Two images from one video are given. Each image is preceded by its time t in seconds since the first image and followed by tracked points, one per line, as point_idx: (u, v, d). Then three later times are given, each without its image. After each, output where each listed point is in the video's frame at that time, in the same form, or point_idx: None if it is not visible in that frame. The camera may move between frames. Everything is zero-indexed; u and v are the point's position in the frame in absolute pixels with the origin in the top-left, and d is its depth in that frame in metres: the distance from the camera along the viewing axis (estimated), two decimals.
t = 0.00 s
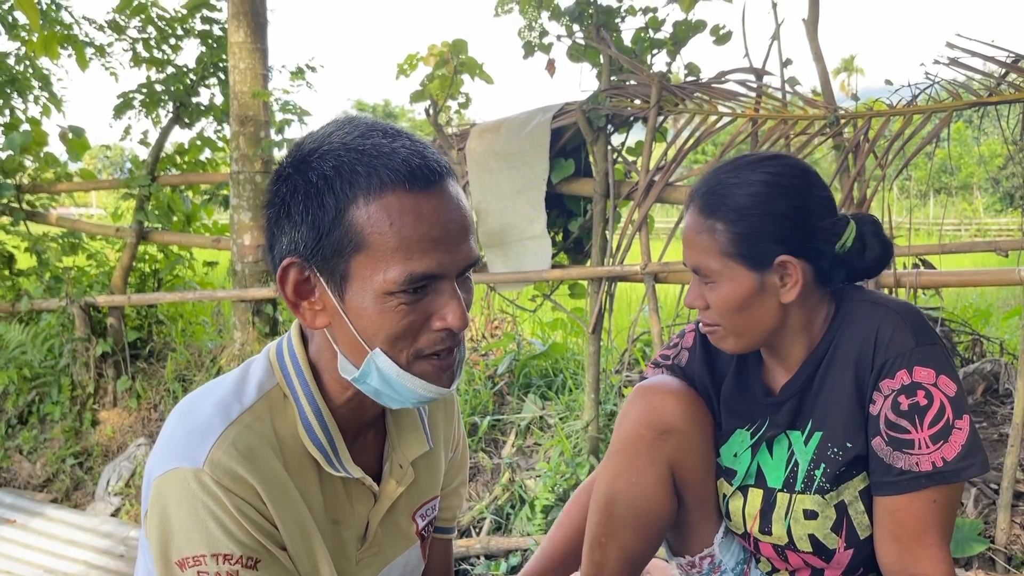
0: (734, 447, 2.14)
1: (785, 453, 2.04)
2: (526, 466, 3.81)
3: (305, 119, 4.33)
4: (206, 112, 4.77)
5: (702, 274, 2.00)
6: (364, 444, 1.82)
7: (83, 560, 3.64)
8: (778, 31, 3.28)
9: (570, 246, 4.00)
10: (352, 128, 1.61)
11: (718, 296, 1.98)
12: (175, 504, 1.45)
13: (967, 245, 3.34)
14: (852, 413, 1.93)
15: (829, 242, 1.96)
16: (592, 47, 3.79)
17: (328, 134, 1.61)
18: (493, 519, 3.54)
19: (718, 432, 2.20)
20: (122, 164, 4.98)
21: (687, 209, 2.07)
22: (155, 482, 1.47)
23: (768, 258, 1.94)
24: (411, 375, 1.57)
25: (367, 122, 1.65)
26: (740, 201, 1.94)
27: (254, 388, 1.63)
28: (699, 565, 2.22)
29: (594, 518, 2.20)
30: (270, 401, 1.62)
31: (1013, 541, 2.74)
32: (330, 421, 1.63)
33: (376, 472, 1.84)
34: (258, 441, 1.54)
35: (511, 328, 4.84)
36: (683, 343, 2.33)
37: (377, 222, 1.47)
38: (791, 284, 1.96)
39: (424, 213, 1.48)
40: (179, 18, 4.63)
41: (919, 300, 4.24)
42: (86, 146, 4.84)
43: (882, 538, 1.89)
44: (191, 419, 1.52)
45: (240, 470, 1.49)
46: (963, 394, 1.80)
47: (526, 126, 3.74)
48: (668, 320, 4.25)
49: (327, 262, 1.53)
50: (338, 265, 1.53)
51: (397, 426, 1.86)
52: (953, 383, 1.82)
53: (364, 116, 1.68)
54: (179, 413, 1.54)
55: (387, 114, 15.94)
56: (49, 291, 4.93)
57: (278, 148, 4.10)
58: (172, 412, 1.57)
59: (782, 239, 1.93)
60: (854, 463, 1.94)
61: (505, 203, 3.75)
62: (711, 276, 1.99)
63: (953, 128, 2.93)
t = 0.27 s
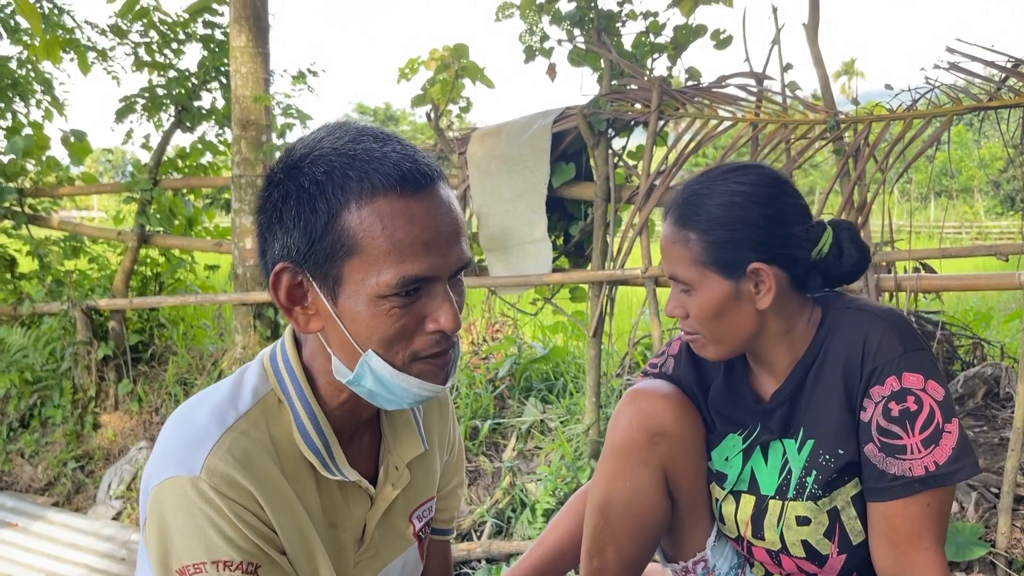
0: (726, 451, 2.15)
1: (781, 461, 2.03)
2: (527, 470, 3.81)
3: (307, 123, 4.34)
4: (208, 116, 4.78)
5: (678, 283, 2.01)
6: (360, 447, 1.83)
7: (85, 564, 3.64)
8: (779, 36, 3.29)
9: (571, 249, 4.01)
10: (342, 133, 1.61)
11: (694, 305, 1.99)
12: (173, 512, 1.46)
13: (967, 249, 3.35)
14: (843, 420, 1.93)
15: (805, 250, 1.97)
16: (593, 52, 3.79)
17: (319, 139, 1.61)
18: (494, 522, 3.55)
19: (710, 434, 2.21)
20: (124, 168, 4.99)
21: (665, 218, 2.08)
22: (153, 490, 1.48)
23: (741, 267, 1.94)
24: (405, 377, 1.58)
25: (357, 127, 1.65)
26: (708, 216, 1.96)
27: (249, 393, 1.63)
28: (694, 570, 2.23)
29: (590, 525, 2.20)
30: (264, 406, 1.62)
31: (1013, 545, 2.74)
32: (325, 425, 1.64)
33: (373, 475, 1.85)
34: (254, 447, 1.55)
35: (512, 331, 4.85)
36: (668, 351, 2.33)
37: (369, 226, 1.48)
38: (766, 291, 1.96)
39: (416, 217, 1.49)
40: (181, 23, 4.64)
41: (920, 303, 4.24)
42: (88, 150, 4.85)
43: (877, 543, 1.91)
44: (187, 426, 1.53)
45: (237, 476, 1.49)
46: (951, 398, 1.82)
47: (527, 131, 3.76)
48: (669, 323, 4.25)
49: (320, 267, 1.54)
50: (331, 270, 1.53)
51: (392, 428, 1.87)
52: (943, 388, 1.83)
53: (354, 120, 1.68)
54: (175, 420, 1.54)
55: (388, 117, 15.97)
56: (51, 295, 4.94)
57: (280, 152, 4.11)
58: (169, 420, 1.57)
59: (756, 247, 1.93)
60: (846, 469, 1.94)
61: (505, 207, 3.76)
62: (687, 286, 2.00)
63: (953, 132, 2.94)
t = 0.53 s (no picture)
0: (716, 455, 2.15)
1: (771, 474, 2.01)
2: (529, 474, 3.81)
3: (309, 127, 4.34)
4: (210, 120, 4.79)
5: (654, 302, 2.02)
6: (359, 452, 1.83)
7: (87, 568, 3.63)
8: (780, 40, 3.29)
9: (573, 253, 4.01)
10: (338, 141, 1.61)
11: (670, 323, 2.00)
12: (174, 518, 1.46)
13: (970, 252, 3.35)
14: (826, 435, 1.91)
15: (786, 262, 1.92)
16: (594, 56, 3.80)
17: (315, 147, 1.60)
18: (496, 526, 3.54)
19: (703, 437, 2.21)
20: (127, 172, 5.00)
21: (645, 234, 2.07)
22: (154, 496, 1.48)
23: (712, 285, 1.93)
24: (405, 383, 1.59)
25: (353, 134, 1.65)
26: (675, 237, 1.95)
27: (249, 399, 1.64)
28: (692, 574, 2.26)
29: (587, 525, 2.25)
30: (264, 412, 1.63)
31: (1016, 549, 2.74)
32: (325, 429, 1.64)
33: (373, 479, 1.85)
34: (254, 452, 1.55)
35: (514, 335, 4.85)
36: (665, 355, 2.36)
37: (367, 233, 1.48)
38: (740, 307, 1.95)
39: (414, 224, 1.49)
40: (184, 27, 4.65)
41: (922, 307, 4.24)
42: (90, 154, 4.86)
43: (866, 555, 1.89)
44: (187, 432, 1.54)
45: (238, 481, 1.50)
46: (935, 413, 1.77)
47: (528, 136, 3.77)
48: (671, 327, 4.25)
49: (319, 274, 1.54)
50: (330, 277, 1.53)
51: (392, 433, 1.87)
52: (924, 402, 1.79)
53: (349, 128, 1.68)
54: (176, 426, 1.55)
55: (391, 120, 16.00)
56: (54, 298, 4.95)
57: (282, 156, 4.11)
58: (170, 426, 1.58)
59: (730, 263, 1.91)
60: (833, 483, 1.92)
61: (507, 211, 3.76)
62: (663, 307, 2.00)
63: (955, 136, 2.94)
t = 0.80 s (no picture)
0: (719, 462, 2.14)
1: (776, 484, 2.00)
2: (532, 477, 3.80)
3: (311, 130, 4.35)
4: (213, 123, 4.79)
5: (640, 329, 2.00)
6: (361, 454, 1.83)
7: (90, 571, 3.63)
8: (783, 43, 3.29)
9: (575, 256, 4.01)
10: (338, 142, 1.61)
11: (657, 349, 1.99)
12: (177, 518, 1.45)
13: (973, 255, 3.34)
14: (827, 444, 1.89)
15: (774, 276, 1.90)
16: (597, 59, 3.80)
17: (316, 148, 1.60)
18: (498, 529, 3.54)
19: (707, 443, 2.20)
20: (129, 175, 5.01)
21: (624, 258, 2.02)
22: (156, 498, 1.48)
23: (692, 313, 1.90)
24: (409, 383, 1.59)
25: (352, 135, 1.64)
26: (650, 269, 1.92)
27: (251, 401, 1.63)
28: None
29: (587, 526, 2.26)
30: (267, 413, 1.63)
31: (1021, 552, 2.73)
32: (327, 432, 1.63)
33: (375, 481, 1.85)
34: (256, 453, 1.55)
35: (516, 338, 4.85)
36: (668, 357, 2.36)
37: (368, 232, 1.48)
38: (724, 330, 1.92)
39: (415, 222, 1.49)
40: (186, 30, 4.66)
41: (925, 310, 4.24)
42: (93, 157, 4.87)
43: (868, 562, 1.88)
44: (190, 434, 1.53)
45: (240, 482, 1.49)
46: (935, 419, 1.75)
47: (531, 138, 3.76)
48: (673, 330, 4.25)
49: (321, 274, 1.54)
50: (332, 277, 1.53)
51: (394, 435, 1.87)
52: (925, 409, 1.76)
53: (348, 129, 1.68)
54: (178, 428, 1.55)
55: (392, 124, 16.02)
56: (57, 301, 4.96)
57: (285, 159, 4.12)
58: (172, 428, 1.58)
59: (715, 288, 1.87)
60: (835, 491, 1.92)
61: (509, 213, 3.76)
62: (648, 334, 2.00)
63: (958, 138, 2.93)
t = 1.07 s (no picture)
0: (724, 467, 2.14)
1: (782, 491, 1.99)
2: (535, 481, 3.80)
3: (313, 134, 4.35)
4: (215, 127, 4.80)
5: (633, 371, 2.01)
6: (362, 457, 1.82)
7: (92, 575, 3.63)
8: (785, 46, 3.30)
9: (578, 260, 4.02)
10: (338, 145, 1.61)
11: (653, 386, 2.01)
12: (177, 521, 1.45)
13: (976, 259, 3.34)
14: (828, 448, 1.88)
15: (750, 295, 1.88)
16: (599, 63, 3.81)
17: (315, 151, 1.60)
18: (501, 533, 3.53)
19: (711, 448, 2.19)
20: (132, 179, 5.02)
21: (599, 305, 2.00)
22: (157, 501, 1.47)
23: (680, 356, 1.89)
24: (408, 386, 1.58)
25: (351, 138, 1.64)
26: (627, 321, 1.89)
27: (252, 404, 1.63)
28: None
29: (591, 530, 2.26)
30: (267, 416, 1.63)
31: None
32: (328, 434, 1.63)
33: (376, 484, 1.84)
34: (257, 456, 1.55)
35: (518, 341, 4.84)
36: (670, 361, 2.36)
37: (366, 234, 1.48)
38: (713, 363, 1.91)
39: (412, 225, 1.49)
40: (188, 35, 4.67)
41: (928, 313, 4.23)
42: (96, 161, 4.88)
43: (872, 567, 1.86)
44: (190, 437, 1.53)
45: (240, 484, 1.49)
46: (937, 424, 1.71)
47: (533, 142, 3.75)
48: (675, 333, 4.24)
49: (319, 276, 1.54)
50: (329, 279, 1.53)
51: (395, 438, 1.87)
52: (926, 414, 1.72)
53: (348, 132, 1.68)
54: (179, 431, 1.55)
55: (394, 127, 16.04)
56: (59, 305, 4.96)
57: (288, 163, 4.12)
58: (173, 432, 1.58)
59: (698, 324, 1.85)
60: (839, 496, 1.91)
61: (511, 217, 3.75)
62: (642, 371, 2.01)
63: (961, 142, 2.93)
